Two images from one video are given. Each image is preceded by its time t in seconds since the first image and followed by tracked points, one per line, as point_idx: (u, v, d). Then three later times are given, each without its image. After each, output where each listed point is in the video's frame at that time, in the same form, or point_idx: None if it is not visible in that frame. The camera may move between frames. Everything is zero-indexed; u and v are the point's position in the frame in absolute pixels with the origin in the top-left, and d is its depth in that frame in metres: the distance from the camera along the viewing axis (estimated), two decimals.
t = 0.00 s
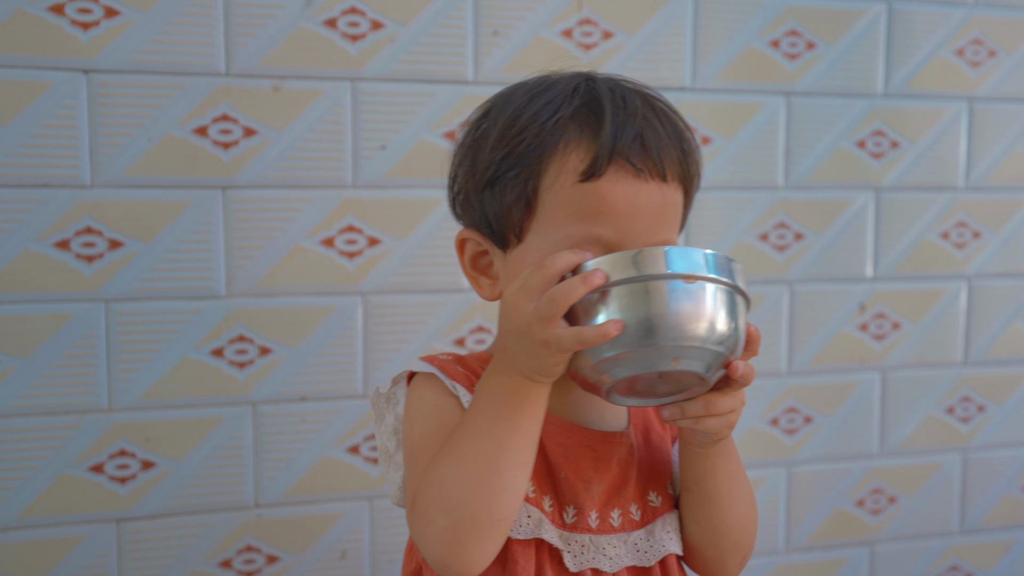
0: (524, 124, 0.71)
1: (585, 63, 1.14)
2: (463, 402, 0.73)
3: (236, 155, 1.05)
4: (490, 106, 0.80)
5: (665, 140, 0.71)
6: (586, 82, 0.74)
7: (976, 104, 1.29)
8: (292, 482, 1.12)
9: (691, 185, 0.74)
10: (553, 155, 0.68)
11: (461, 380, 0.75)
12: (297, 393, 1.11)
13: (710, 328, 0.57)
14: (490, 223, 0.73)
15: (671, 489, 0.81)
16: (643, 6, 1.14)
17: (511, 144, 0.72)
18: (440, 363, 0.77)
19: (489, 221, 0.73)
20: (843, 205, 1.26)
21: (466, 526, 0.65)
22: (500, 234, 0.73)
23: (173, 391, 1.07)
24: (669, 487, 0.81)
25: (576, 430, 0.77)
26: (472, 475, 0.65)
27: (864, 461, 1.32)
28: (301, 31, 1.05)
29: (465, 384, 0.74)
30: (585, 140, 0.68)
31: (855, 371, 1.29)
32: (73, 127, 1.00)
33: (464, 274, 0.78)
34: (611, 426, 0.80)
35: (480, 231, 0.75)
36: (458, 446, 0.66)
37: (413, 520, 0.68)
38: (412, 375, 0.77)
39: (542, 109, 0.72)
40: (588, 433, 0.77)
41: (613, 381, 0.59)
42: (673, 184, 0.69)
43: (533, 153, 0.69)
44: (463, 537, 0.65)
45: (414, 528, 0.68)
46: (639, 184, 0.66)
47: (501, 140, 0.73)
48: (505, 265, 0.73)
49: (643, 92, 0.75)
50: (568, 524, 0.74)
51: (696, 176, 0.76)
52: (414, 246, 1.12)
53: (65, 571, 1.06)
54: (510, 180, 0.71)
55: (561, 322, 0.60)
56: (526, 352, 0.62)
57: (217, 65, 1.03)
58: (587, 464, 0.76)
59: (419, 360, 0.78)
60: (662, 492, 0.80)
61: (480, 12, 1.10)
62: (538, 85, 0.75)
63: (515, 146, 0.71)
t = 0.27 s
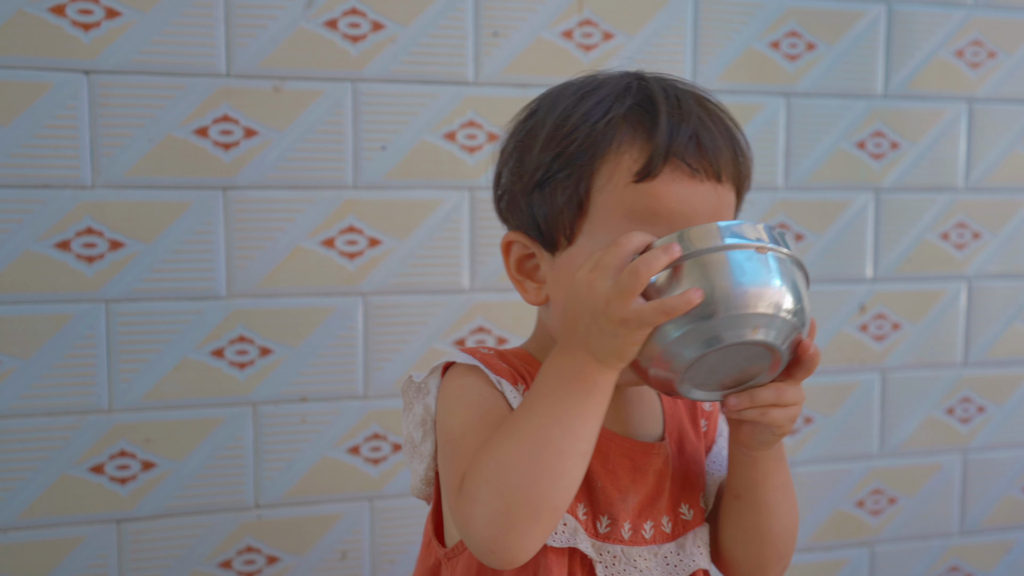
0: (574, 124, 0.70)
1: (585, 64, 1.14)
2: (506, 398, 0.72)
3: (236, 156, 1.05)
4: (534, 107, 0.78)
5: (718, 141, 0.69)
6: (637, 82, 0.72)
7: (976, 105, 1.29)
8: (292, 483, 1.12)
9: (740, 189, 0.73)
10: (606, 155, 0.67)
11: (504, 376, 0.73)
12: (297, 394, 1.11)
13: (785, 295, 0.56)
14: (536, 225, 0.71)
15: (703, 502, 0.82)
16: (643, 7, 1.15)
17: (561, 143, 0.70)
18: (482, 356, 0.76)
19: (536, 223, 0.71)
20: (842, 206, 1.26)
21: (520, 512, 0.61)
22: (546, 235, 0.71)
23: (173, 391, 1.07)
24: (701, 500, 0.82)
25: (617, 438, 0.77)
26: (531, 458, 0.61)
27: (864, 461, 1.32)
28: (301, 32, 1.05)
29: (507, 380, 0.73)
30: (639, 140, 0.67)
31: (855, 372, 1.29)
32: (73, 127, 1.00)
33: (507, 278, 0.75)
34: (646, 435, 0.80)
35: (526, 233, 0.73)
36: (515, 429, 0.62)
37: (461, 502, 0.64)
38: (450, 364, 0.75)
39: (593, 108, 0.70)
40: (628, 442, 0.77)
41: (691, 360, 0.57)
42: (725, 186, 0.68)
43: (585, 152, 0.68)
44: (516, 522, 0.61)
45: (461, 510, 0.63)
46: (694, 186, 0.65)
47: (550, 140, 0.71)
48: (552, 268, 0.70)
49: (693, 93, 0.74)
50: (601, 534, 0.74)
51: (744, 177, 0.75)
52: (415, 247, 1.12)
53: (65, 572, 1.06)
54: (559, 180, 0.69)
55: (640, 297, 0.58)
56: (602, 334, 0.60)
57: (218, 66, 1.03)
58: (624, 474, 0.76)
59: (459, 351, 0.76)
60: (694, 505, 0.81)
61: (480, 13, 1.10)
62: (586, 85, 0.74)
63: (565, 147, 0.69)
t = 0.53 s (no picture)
0: (620, 129, 0.69)
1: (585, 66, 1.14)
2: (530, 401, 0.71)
3: (237, 158, 1.06)
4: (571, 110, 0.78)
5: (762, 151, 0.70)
6: (682, 88, 0.72)
7: (976, 107, 1.29)
8: (292, 485, 1.12)
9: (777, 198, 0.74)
10: (654, 163, 0.67)
11: (525, 379, 0.73)
12: (298, 396, 1.11)
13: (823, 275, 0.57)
14: (575, 229, 0.71)
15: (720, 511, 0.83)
16: (642, 9, 1.15)
17: (606, 148, 0.69)
18: (504, 358, 0.75)
19: (575, 226, 0.71)
20: (842, 208, 1.26)
21: (546, 510, 0.59)
22: (585, 240, 0.71)
23: (173, 393, 1.07)
24: (718, 508, 0.83)
25: (637, 447, 0.77)
26: (565, 457, 0.59)
27: (864, 463, 1.32)
28: (302, 33, 1.05)
29: (529, 383, 0.73)
30: (688, 149, 0.67)
31: (855, 373, 1.29)
32: (74, 129, 1.00)
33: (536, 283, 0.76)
34: (665, 443, 0.81)
35: (563, 236, 0.73)
36: (552, 426, 0.61)
37: (485, 492, 0.62)
38: (470, 364, 0.74)
39: (641, 114, 0.70)
40: (648, 451, 0.78)
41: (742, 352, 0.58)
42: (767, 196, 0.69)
43: (632, 159, 0.67)
44: (542, 520, 0.59)
45: (484, 501, 0.62)
46: (739, 199, 0.66)
47: (594, 144, 0.71)
48: (587, 274, 0.71)
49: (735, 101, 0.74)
50: (619, 544, 0.74)
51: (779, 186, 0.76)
52: (415, 248, 1.12)
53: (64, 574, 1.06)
54: (603, 185, 0.69)
55: (686, 290, 0.57)
56: (651, 332, 0.59)
57: (218, 68, 1.03)
58: (643, 485, 0.77)
59: (479, 351, 0.76)
60: (711, 513, 0.82)
61: (480, 15, 1.10)
62: (629, 89, 0.73)
63: (610, 152, 0.69)
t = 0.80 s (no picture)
0: (605, 138, 0.69)
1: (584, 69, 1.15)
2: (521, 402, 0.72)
3: (237, 161, 1.06)
4: (553, 116, 0.77)
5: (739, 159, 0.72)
6: (662, 94, 0.73)
7: (974, 111, 1.29)
8: (291, 488, 1.12)
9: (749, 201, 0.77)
10: (640, 173, 0.67)
11: (517, 380, 0.73)
12: (297, 399, 1.11)
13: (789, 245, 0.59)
14: (561, 238, 0.71)
15: (715, 504, 0.83)
16: (642, 13, 1.15)
17: (591, 157, 0.69)
18: (496, 361, 0.76)
19: (561, 236, 0.71)
20: (841, 211, 1.26)
21: (535, 498, 0.58)
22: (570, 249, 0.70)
23: (173, 396, 1.07)
24: (713, 502, 0.83)
25: (629, 445, 0.77)
26: (553, 443, 0.58)
27: (863, 466, 1.32)
28: (301, 37, 1.05)
29: (521, 383, 0.73)
30: (671, 157, 0.68)
31: (854, 377, 1.30)
32: (74, 133, 1.00)
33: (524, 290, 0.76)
34: (657, 441, 0.81)
35: (549, 246, 0.73)
36: (541, 414, 0.60)
37: (474, 481, 0.61)
38: (462, 369, 0.75)
39: (625, 122, 0.69)
40: (641, 449, 0.78)
41: (726, 329, 0.57)
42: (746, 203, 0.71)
43: (619, 169, 0.67)
44: (531, 508, 0.58)
45: (472, 490, 0.61)
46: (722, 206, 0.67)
47: (579, 153, 0.70)
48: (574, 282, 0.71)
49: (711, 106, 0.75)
50: (614, 542, 0.74)
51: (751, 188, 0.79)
52: (415, 252, 1.12)
53: None
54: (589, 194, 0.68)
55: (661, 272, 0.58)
56: (632, 319, 0.59)
57: (218, 72, 1.04)
58: (637, 482, 0.77)
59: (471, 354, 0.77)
60: (705, 508, 0.82)
61: (480, 19, 1.10)
62: (612, 96, 0.73)
63: (595, 161, 0.69)
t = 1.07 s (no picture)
0: (563, 138, 0.70)
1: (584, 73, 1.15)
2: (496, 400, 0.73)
3: (237, 165, 1.06)
4: (517, 124, 0.78)
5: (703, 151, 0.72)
6: (620, 93, 0.73)
7: (973, 114, 1.29)
8: (291, 492, 1.12)
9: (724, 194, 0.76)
10: (599, 171, 0.68)
11: (494, 379, 0.75)
12: (297, 403, 1.11)
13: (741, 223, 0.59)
14: (529, 241, 0.72)
15: (699, 496, 0.82)
16: (642, 17, 1.15)
17: (551, 159, 0.70)
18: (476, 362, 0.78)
19: (530, 239, 0.72)
20: (841, 215, 1.26)
21: (500, 486, 0.60)
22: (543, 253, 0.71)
23: (173, 399, 1.07)
24: (697, 494, 0.82)
25: (608, 440, 0.77)
26: (516, 432, 0.60)
27: (863, 469, 1.32)
28: (302, 41, 1.06)
29: (498, 382, 0.75)
30: (630, 153, 0.68)
31: (854, 380, 1.30)
32: (74, 136, 1.00)
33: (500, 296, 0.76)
34: (639, 435, 0.81)
35: (519, 250, 0.73)
36: (506, 405, 0.62)
37: (443, 472, 0.63)
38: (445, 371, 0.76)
39: (582, 122, 0.70)
40: (621, 443, 0.78)
41: (683, 308, 0.58)
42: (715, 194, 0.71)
43: (578, 169, 0.68)
44: (495, 495, 0.60)
45: (441, 481, 0.63)
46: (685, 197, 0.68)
47: (540, 155, 0.71)
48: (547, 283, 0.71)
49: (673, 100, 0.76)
50: (598, 536, 0.75)
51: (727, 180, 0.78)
52: (414, 255, 1.12)
53: None
54: (552, 197, 0.69)
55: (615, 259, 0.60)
56: (590, 308, 0.61)
57: (219, 75, 1.04)
58: (618, 476, 0.77)
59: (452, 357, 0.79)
60: (690, 500, 0.82)
61: (480, 23, 1.10)
62: (570, 98, 0.74)
63: (555, 163, 0.69)
